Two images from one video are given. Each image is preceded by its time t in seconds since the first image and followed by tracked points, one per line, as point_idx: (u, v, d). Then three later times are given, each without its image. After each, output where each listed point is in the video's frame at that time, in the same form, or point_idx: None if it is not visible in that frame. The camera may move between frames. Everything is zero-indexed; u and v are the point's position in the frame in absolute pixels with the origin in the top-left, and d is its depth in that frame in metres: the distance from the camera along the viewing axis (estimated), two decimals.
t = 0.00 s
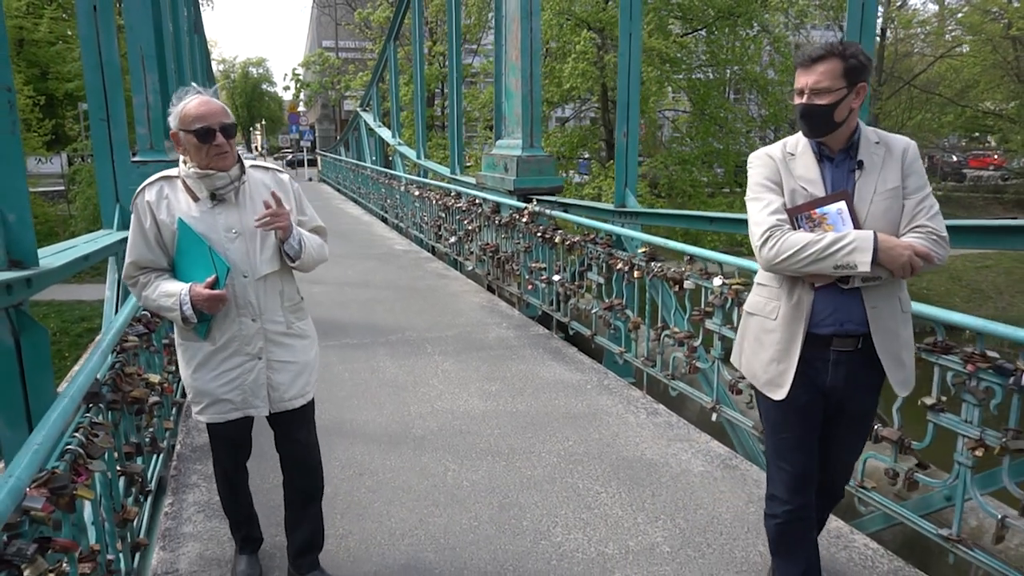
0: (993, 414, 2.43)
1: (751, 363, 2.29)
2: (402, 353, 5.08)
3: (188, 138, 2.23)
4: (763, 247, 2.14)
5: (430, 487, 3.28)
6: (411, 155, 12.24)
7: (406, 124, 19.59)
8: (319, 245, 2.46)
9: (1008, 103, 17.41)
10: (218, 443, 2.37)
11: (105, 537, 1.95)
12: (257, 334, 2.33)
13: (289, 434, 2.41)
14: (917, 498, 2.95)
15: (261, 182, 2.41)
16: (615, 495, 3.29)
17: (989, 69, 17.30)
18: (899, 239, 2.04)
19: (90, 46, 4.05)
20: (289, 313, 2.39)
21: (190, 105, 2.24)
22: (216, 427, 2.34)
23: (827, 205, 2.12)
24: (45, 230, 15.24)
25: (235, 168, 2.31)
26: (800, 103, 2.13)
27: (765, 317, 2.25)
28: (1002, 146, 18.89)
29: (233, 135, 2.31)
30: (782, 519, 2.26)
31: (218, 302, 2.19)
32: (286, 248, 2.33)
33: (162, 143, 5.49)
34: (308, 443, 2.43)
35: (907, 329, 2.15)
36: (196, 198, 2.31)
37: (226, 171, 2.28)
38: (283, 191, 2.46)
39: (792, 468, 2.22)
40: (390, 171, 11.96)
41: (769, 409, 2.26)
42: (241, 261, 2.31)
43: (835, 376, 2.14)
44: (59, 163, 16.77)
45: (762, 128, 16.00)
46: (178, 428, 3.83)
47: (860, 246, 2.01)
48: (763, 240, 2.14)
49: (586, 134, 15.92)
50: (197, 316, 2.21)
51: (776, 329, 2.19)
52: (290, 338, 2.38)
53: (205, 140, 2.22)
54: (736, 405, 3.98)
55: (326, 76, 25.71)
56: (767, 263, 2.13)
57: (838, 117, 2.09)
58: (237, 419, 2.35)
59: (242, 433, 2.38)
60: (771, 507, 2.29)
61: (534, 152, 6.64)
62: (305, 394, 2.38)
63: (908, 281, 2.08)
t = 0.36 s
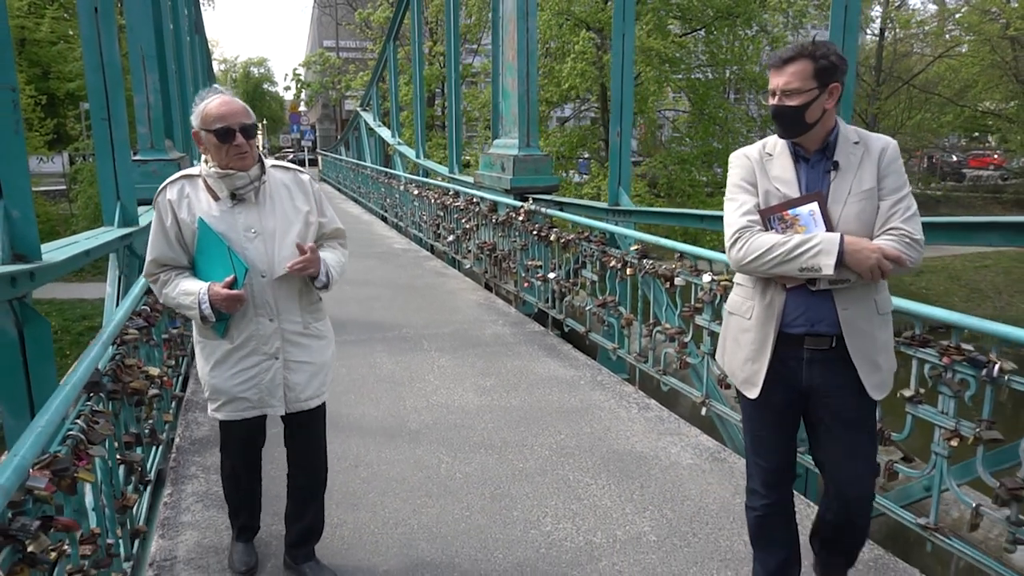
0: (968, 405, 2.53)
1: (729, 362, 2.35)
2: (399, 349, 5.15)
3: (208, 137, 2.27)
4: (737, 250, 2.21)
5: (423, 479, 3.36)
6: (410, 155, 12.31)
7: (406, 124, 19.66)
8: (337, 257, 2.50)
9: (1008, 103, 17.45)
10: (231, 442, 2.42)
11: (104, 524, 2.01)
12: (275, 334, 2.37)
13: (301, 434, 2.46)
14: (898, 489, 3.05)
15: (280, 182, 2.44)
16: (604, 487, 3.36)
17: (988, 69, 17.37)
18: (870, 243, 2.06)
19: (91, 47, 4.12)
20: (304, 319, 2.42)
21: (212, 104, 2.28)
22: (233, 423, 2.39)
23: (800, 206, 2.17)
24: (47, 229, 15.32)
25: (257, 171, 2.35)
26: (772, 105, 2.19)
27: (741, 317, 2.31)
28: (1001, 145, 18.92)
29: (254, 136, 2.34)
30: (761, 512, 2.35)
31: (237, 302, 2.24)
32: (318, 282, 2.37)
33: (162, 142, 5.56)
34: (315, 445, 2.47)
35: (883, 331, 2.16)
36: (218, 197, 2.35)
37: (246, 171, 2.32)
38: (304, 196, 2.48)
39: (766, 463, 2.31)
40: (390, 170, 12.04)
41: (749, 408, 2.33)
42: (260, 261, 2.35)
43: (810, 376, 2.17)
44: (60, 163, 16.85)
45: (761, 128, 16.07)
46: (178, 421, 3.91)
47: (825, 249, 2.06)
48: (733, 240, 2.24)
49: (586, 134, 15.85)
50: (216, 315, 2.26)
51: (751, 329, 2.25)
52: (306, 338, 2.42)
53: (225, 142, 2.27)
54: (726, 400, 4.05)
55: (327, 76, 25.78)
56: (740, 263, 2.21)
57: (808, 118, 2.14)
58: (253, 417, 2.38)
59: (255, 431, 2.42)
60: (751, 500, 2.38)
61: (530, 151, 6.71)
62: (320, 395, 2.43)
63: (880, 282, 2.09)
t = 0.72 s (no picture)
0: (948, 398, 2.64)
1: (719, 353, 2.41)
2: (400, 346, 5.23)
3: (233, 136, 2.31)
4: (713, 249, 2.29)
5: (422, 471, 3.44)
6: (412, 155, 12.40)
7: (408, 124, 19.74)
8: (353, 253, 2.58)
9: (1010, 103, 17.49)
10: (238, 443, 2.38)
11: (112, 507, 2.09)
12: (291, 333, 2.41)
13: (307, 430, 2.52)
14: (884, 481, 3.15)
15: (301, 183, 2.48)
16: (598, 479, 3.45)
17: (989, 69, 17.41)
18: (846, 244, 2.06)
19: (99, 50, 4.20)
20: (317, 321, 2.47)
21: (236, 105, 2.33)
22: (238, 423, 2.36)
23: (783, 208, 2.19)
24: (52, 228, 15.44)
25: (279, 173, 2.39)
26: (756, 108, 2.20)
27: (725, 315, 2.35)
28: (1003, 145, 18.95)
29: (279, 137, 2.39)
30: (746, 502, 2.45)
31: (259, 300, 2.29)
32: (331, 271, 2.43)
33: (167, 142, 5.65)
34: (320, 442, 2.53)
35: (869, 335, 2.13)
36: (240, 197, 2.39)
37: (269, 171, 2.36)
38: (322, 198, 2.51)
39: (751, 456, 2.40)
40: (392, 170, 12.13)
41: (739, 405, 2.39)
42: (280, 260, 2.39)
43: (795, 373, 2.20)
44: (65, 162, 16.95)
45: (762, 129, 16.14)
46: (183, 415, 3.99)
47: (795, 251, 2.09)
48: (714, 241, 2.31)
49: (588, 135, 15.88)
50: (238, 312, 2.29)
51: (736, 324, 2.30)
52: (320, 337, 2.46)
53: (253, 143, 2.31)
54: (719, 395, 4.13)
55: (330, 76, 25.88)
56: (720, 263, 2.28)
57: (791, 119, 2.14)
58: (259, 418, 2.37)
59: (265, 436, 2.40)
60: (740, 490, 2.47)
61: (530, 151, 6.79)
62: (328, 393, 2.48)
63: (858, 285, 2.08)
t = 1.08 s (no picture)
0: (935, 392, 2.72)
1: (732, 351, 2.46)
2: (403, 343, 5.31)
3: (228, 138, 2.34)
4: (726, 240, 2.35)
5: (424, 463, 3.52)
6: (417, 155, 12.48)
7: (414, 124, 19.83)
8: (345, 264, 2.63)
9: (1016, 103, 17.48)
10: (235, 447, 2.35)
11: (125, 491, 2.17)
12: (288, 337, 2.43)
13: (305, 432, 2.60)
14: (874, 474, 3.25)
15: (296, 186, 2.52)
16: (596, 472, 3.53)
17: (996, 69, 17.42)
18: (848, 243, 2.06)
19: (109, 51, 4.28)
20: (311, 325, 2.50)
21: (231, 106, 2.36)
22: (235, 428, 2.35)
23: (798, 205, 2.21)
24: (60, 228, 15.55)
25: (276, 176, 2.42)
26: (782, 105, 2.20)
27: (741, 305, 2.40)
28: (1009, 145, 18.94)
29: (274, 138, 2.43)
30: (747, 495, 2.50)
31: (261, 303, 2.30)
32: (329, 292, 2.48)
33: (175, 142, 5.72)
34: (315, 439, 2.61)
35: (876, 345, 2.11)
36: (235, 201, 2.40)
37: (265, 174, 2.38)
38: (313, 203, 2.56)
39: (754, 451, 2.44)
40: (397, 170, 12.21)
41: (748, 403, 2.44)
42: (277, 264, 2.43)
43: (798, 372, 2.23)
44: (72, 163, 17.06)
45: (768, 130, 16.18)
46: (191, 409, 4.08)
47: (795, 246, 2.13)
48: (728, 231, 2.38)
49: (592, 134, 15.96)
50: (237, 317, 2.30)
51: (745, 320, 2.35)
52: (316, 340, 2.50)
53: (246, 144, 2.34)
54: (716, 391, 4.19)
55: (337, 76, 25.98)
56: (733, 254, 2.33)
57: (817, 117, 2.14)
58: (255, 423, 2.37)
59: (256, 443, 2.38)
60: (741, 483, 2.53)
61: (532, 151, 6.86)
62: (323, 395, 2.54)
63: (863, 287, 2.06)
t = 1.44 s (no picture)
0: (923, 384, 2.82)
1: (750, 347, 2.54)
2: (408, 339, 5.40)
3: (197, 131, 2.25)
4: (748, 233, 2.43)
5: (427, 454, 3.62)
6: (423, 155, 12.57)
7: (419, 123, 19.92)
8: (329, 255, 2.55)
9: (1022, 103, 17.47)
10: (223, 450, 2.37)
11: (140, 474, 2.26)
12: (272, 334, 2.38)
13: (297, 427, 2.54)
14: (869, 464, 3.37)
15: (272, 180, 2.46)
16: (595, 463, 3.62)
17: (1001, 69, 17.41)
18: (861, 246, 2.11)
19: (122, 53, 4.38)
20: (292, 321, 2.43)
21: (198, 97, 2.26)
22: (225, 429, 2.36)
23: (819, 205, 2.26)
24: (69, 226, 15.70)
25: (251, 167, 2.33)
26: (819, 104, 2.21)
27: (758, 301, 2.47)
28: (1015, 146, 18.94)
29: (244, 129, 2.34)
30: (748, 488, 2.56)
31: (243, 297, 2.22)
32: (312, 282, 2.43)
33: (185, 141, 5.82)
34: (320, 432, 2.58)
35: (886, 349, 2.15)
36: (210, 195, 2.32)
37: (239, 166, 2.29)
38: (292, 195, 2.48)
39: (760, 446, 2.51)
40: (402, 169, 12.31)
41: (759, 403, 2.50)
42: (257, 257, 2.35)
43: (810, 370, 2.30)
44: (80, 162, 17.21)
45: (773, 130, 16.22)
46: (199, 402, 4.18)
47: (807, 247, 2.19)
48: (748, 225, 2.46)
49: (597, 134, 16.04)
50: (217, 315, 2.23)
51: (762, 315, 2.44)
52: (302, 336, 2.44)
53: (212, 134, 2.24)
54: (714, 385, 4.29)
55: (343, 76, 26.09)
56: (749, 250, 2.40)
57: (854, 121, 2.16)
58: (248, 422, 2.36)
59: (250, 438, 2.39)
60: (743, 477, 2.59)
61: (536, 150, 6.94)
62: (315, 392, 2.48)
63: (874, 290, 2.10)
